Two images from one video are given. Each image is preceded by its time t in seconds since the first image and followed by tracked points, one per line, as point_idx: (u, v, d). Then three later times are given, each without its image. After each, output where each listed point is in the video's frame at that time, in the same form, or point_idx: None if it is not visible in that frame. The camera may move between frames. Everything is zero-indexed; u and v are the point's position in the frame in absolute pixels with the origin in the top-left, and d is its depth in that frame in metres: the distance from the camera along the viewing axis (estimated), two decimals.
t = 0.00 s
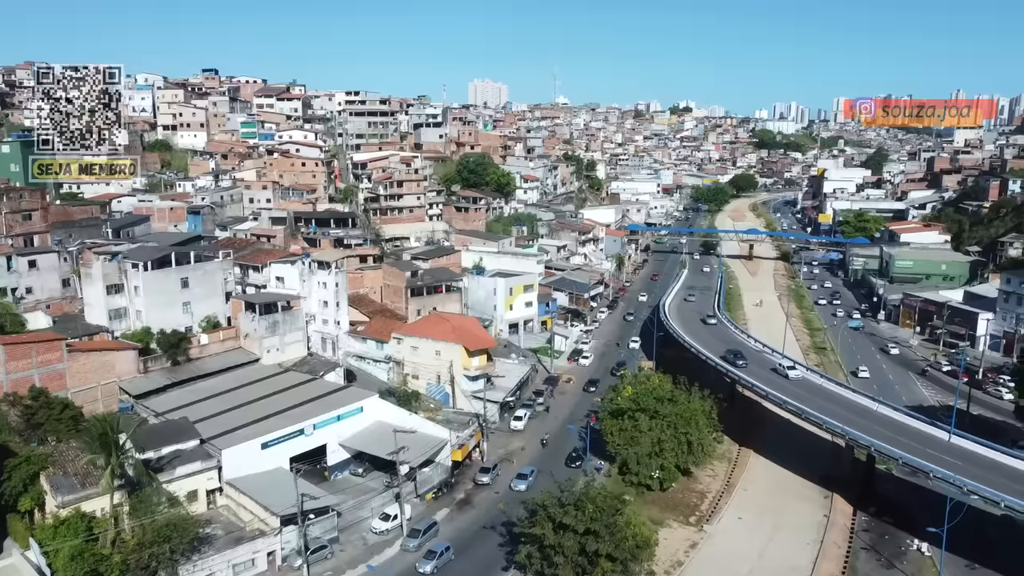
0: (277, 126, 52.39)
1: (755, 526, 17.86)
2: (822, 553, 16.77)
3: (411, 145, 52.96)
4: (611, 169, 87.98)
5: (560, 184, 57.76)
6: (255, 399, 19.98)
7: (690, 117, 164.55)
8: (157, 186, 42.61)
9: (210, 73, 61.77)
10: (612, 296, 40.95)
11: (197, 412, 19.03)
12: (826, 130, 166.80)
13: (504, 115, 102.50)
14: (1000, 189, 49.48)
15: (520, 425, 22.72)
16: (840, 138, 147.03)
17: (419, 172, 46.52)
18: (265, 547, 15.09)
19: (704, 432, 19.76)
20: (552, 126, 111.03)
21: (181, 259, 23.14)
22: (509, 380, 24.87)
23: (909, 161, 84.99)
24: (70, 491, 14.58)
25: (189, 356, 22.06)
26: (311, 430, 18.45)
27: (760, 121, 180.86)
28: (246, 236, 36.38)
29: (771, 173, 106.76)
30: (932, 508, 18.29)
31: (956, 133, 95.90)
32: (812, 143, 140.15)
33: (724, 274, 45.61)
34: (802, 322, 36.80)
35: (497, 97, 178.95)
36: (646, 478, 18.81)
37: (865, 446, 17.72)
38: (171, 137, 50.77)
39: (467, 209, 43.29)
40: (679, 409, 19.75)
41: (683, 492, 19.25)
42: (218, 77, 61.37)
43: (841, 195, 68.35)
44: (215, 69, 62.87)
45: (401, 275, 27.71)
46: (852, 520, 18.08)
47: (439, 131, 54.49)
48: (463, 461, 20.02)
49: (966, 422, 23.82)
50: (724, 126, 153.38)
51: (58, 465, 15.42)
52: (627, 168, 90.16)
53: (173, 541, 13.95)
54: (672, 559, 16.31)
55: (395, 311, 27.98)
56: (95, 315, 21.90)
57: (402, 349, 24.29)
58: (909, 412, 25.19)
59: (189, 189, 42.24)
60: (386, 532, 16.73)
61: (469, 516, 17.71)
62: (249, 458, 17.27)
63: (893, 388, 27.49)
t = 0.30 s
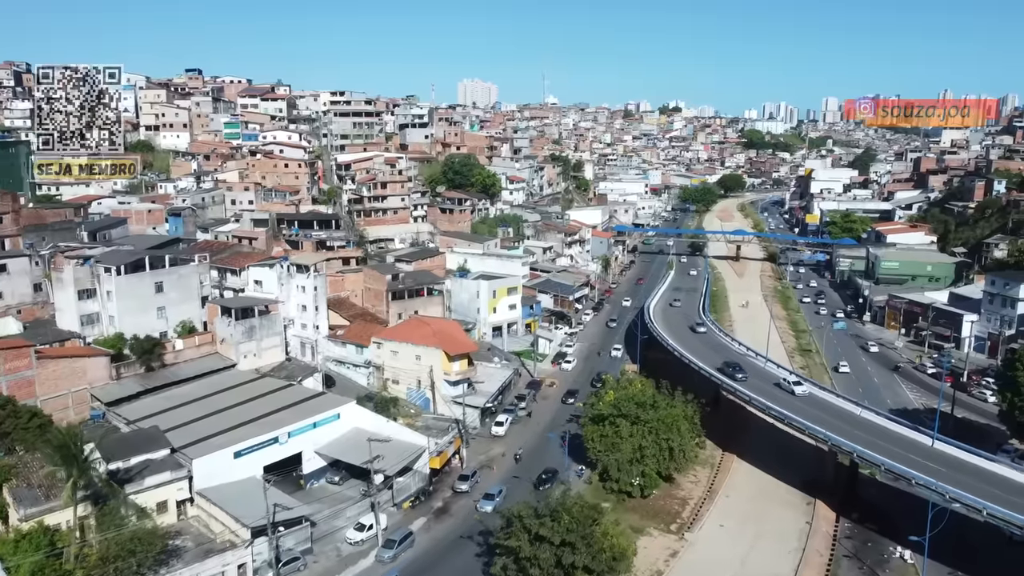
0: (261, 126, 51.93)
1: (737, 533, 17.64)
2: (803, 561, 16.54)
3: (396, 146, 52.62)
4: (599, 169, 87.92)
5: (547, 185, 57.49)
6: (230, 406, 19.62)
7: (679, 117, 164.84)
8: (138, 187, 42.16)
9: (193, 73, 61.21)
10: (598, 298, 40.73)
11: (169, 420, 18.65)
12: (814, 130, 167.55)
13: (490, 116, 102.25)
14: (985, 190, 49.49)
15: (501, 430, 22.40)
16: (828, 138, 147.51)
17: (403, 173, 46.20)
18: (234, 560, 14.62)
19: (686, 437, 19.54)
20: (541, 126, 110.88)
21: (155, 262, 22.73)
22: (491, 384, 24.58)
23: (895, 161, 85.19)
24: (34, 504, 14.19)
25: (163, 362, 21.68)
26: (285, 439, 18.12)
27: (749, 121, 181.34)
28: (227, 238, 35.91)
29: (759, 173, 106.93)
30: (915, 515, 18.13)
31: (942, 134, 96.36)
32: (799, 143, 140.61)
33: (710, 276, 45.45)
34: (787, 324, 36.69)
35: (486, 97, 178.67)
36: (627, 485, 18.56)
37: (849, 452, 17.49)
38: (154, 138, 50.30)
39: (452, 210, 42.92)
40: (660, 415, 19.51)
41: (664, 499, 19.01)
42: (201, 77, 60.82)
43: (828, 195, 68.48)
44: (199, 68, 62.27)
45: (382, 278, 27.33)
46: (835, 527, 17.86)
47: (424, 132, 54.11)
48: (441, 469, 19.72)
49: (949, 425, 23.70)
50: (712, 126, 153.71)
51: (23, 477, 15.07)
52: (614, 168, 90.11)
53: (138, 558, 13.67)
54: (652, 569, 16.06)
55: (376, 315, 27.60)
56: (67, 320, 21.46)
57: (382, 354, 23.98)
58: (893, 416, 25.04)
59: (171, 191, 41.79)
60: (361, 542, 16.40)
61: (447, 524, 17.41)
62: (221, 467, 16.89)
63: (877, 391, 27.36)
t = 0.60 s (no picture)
0: (249, 127, 51.57)
1: (723, 542, 17.37)
2: (790, 570, 16.29)
3: (386, 147, 52.28)
4: (591, 169, 87.71)
5: (538, 185, 57.17)
6: (210, 412, 19.27)
7: (672, 117, 164.81)
8: (125, 189, 41.81)
9: (182, 73, 60.79)
10: (588, 300, 40.46)
11: (145, 428, 18.29)
12: (807, 130, 167.72)
13: (482, 116, 102.03)
14: (977, 191, 49.34)
15: (486, 436, 22.06)
16: (821, 138, 147.66)
17: (393, 174, 45.88)
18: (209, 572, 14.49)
19: (671, 444, 19.28)
20: (534, 126, 110.69)
21: (134, 266, 22.34)
22: (476, 389, 24.26)
23: (888, 161, 85.18)
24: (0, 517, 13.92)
25: (142, 367, 21.31)
26: (264, 447, 17.79)
27: (743, 121, 181.41)
28: (213, 241, 35.55)
29: (752, 173, 106.89)
30: (903, 522, 17.87)
31: (935, 134, 96.40)
32: (793, 143, 140.68)
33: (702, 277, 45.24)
34: (778, 326, 36.45)
35: (480, 97, 178.32)
36: (611, 492, 18.28)
37: (835, 459, 17.24)
38: (141, 138, 49.94)
39: (441, 212, 42.57)
40: (646, 421, 19.21)
41: (650, 506, 18.73)
42: (190, 77, 60.40)
43: (821, 195, 68.38)
44: (188, 68, 61.82)
45: (367, 282, 26.93)
46: (822, 535, 17.60)
47: (415, 133, 53.75)
48: (424, 476, 19.39)
49: (940, 430, 23.47)
50: (706, 125, 153.69)
51: None
52: (607, 169, 89.91)
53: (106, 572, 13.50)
54: None
55: (362, 319, 27.23)
56: (44, 326, 21.07)
57: (366, 359, 23.65)
58: (883, 420, 24.80)
59: (158, 192, 41.43)
60: (340, 553, 16.10)
61: (428, 534, 17.11)
62: (197, 477, 16.57)
63: (868, 394, 27.15)
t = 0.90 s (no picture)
0: (238, 127, 51.17)
1: (710, 551, 17.08)
2: None
3: (376, 148, 51.91)
4: (585, 170, 87.45)
5: (530, 186, 56.85)
6: (188, 420, 18.91)
7: (667, 117, 164.69)
8: (111, 191, 41.44)
9: (172, 73, 60.34)
10: (579, 302, 40.18)
11: (122, 436, 17.93)
12: (801, 130, 167.83)
13: (475, 117, 101.72)
14: (970, 191, 49.15)
15: (472, 442, 21.73)
16: (816, 138, 147.63)
17: (382, 175, 45.53)
18: None
19: (658, 451, 19.01)
20: (528, 126, 110.42)
21: (113, 270, 21.99)
22: (462, 394, 23.93)
23: (881, 161, 85.14)
24: None
25: (121, 373, 20.92)
26: (242, 455, 17.46)
27: (737, 121, 181.41)
28: (199, 243, 35.15)
29: (746, 174, 106.74)
30: (891, 530, 17.61)
31: (929, 134, 96.38)
32: (787, 143, 140.68)
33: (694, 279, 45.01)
34: (770, 329, 36.19)
35: (475, 97, 177.98)
36: (596, 501, 18.00)
37: (824, 467, 16.94)
38: (129, 139, 49.50)
39: (431, 213, 42.22)
40: (632, 428, 18.92)
41: (636, 515, 18.44)
42: (180, 77, 59.94)
43: (814, 196, 68.27)
44: (177, 68, 61.37)
45: (353, 285, 26.58)
46: (810, 544, 17.31)
47: (405, 133, 53.35)
48: (407, 484, 19.05)
49: (930, 435, 23.24)
50: (700, 126, 153.55)
51: None
52: (601, 169, 89.63)
53: None
54: None
55: (348, 322, 26.87)
56: (20, 331, 20.69)
57: (350, 364, 23.32)
58: (874, 425, 24.54)
59: (145, 194, 41.01)
60: (318, 564, 15.75)
61: (410, 544, 16.78)
62: (173, 487, 16.22)
63: (858, 398, 26.94)
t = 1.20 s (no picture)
0: (230, 128, 50.82)
1: (699, 561, 16.78)
2: None
3: (369, 149, 51.56)
4: (581, 171, 87.12)
5: (525, 187, 56.49)
6: (170, 427, 18.58)
7: (664, 117, 164.42)
8: (102, 192, 41.14)
9: (164, 73, 59.99)
10: (573, 304, 39.87)
11: (100, 443, 17.60)
12: (798, 130, 167.66)
13: (472, 117, 101.43)
14: (966, 192, 48.82)
15: (460, 448, 21.40)
16: (813, 138, 147.36)
17: (375, 176, 45.15)
18: None
19: (647, 458, 18.70)
20: (525, 126, 110.11)
21: (95, 274, 21.64)
22: (451, 399, 23.60)
23: (878, 162, 84.88)
24: None
25: (102, 379, 20.61)
26: (223, 464, 17.13)
27: (735, 121, 181.11)
28: (189, 245, 34.80)
29: (743, 173, 106.41)
30: (884, 539, 17.28)
31: (926, 134, 96.10)
32: (784, 142, 140.40)
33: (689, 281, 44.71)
34: (764, 331, 35.86)
35: (472, 97, 177.76)
36: (584, 509, 17.69)
37: (816, 475, 16.59)
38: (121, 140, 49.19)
39: (423, 215, 41.88)
40: (621, 434, 18.60)
41: (625, 523, 18.13)
42: (172, 77, 59.61)
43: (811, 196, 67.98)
44: (170, 68, 61.06)
45: (341, 288, 26.25)
46: (801, 554, 17.00)
47: (399, 134, 52.99)
48: (392, 492, 18.73)
49: (925, 440, 22.93)
50: (698, 125, 153.27)
51: None
52: (597, 169, 89.33)
53: None
54: None
55: (336, 326, 26.53)
56: None
57: (337, 369, 23.00)
58: (868, 430, 24.22)
59: (135, 196, 40.68)
60: None
61: (393, 554, 16.44)
62: (151, 497, 15.87)
63: (852, 402, 26.64)
